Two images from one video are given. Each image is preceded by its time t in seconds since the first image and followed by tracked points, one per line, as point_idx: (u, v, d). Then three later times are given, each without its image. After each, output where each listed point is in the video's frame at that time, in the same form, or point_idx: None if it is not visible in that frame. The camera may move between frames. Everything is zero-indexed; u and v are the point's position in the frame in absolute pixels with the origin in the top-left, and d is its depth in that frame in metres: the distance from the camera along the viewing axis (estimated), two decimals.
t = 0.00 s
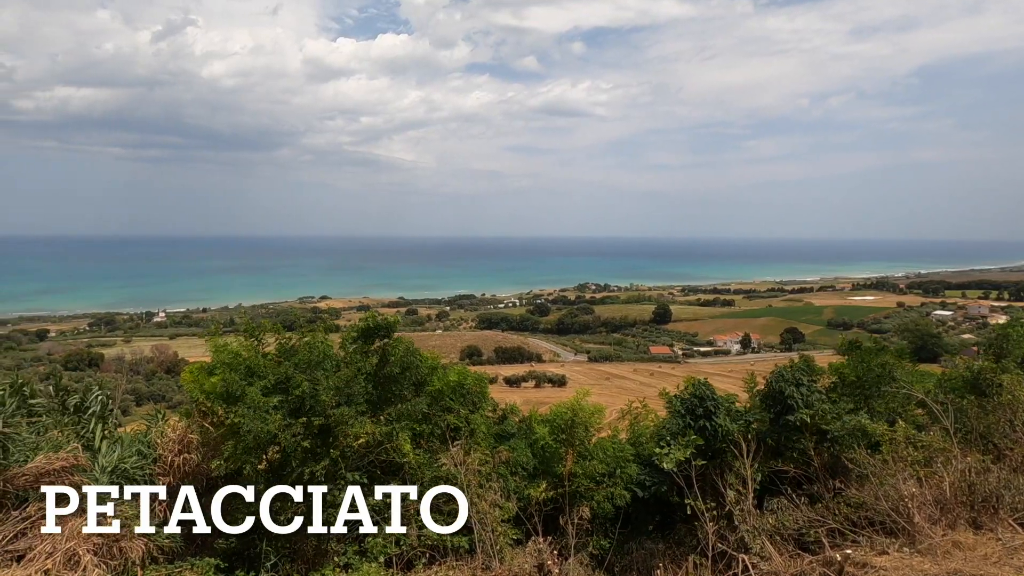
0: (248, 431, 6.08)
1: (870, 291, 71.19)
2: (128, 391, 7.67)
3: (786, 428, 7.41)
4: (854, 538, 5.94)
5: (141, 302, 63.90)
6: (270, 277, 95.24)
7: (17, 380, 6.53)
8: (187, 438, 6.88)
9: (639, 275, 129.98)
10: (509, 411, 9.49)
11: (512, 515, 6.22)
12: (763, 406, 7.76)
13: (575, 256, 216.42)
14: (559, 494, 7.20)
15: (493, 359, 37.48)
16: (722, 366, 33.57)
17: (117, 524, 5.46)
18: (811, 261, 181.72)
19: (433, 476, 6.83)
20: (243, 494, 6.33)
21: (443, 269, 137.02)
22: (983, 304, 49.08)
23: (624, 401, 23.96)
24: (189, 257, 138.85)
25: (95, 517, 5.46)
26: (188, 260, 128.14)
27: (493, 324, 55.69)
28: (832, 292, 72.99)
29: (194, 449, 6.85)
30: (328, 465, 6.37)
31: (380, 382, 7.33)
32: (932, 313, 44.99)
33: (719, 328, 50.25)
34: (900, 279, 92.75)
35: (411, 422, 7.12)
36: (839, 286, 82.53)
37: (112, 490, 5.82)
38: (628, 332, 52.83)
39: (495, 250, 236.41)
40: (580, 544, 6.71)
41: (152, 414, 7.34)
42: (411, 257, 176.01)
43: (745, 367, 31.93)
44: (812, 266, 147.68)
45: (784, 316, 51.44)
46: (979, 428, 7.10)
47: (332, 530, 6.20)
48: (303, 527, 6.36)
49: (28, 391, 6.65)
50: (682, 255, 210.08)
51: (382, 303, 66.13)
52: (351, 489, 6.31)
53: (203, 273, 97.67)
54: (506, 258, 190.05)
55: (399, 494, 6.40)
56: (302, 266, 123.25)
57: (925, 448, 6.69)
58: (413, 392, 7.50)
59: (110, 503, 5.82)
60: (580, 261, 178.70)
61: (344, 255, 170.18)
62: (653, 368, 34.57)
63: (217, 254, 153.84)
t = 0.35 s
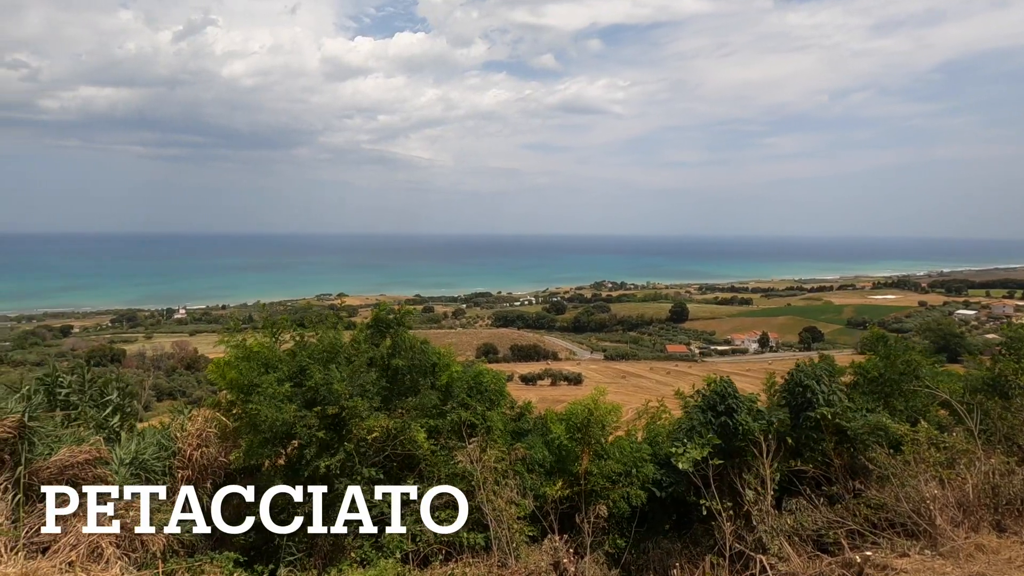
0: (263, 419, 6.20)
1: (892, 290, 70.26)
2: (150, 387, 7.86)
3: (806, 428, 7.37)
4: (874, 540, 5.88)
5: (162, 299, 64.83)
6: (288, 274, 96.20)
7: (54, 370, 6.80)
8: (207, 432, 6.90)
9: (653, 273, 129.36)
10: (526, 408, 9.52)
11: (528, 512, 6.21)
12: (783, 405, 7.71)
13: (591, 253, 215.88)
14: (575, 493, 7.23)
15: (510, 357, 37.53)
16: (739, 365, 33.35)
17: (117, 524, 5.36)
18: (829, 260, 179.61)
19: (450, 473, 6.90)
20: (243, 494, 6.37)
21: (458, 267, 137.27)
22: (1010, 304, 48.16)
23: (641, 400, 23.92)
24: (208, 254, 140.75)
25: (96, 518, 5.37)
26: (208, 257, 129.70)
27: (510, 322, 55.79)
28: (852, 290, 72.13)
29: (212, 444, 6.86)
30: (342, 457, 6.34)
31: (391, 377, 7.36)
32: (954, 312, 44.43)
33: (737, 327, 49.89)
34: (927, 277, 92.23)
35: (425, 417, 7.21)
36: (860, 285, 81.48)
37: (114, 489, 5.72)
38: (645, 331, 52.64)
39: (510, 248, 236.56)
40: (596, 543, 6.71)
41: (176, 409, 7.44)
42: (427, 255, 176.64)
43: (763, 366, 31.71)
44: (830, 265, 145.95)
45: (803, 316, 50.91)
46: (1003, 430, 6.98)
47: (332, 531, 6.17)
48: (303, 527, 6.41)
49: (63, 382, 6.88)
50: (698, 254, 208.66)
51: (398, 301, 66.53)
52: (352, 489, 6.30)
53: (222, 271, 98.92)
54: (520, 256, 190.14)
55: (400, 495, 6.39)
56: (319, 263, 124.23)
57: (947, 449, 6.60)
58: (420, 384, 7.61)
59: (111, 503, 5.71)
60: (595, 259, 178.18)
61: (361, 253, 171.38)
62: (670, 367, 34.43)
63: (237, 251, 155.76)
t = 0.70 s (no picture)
0: (280, 411, 6.32)
1: (917, 288, 69.03)
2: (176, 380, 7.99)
3: (830, 427, 7.29)
4: (898, 542, 5.79)
5: (187, 295, 65.95)
6: (308, 270, 97.33)
7: (89, 361, 7.03)
8: (230, 426, 6.96)
9: (670, 271, 128.63)
10: (548, 406, 9.53)
11: (546, 509, 6.19)
12: (807, 403, 7.62)
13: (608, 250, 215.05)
14: (595, 491, 7.25)
15: (529, 354, 37.57)
16: (760, 363, 33.04)
17: (116, 523, 5.29)
18: (851, 256, 176.96)
19: (471, 469, 6.93)
20: (242, 495, 6.53)
21: (475, 264, 137.65)
22: None
23: (660, 398, 23.84)
24: (229, 250, 143.25)
25: (96, 518, 5.32)
26: (231, 254, 131.68)
27: (528, 318, 55.83)
28: (876, 289, 70.97)
29: (236, 437, 6.92)
30: (360, 450, 6.34)
31: (410, 371, 7.41)
32: (982, 310, 43.64)
33: (757, 325, 49.39)
34: (954, 275, 90.34)
35: (445, 412, 7.25)
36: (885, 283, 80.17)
37: (115, 489, 5.61)
38: (665, 328, 52.36)
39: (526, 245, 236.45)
40: (615, 540, 6.72)
41: (200, 403, 7.54)
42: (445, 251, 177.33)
43: (784, 364, 31.37)
44: (851, 262, 143.71)
45: (826, 314, 50.19)
46: None
47: (332, 531, 6.14)
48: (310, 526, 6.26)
49: (95, 373, 7.04)
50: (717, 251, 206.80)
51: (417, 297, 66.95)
52: (351, 489, 6.17)
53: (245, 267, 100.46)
54: (537, 252, 190.08)
55: (399, 495, 6.31)
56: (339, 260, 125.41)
57: (975, 450, 6.47)
58: (436, 378, 7.62)
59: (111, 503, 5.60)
60: (612, 256, 177.43)
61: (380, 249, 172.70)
62: (689, 365, 34.20)
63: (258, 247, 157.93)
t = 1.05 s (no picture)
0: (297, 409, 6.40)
1: (938, 284, 67.91)
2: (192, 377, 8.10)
3: (851, 426, 7.21)
4: (919, 542, 5.71)
5: (206, 288, 66.82)
6: (324, 265, 98.27)
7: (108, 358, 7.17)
8: (250, 422, 7.13)
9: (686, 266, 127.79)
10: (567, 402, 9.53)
11: (562, 506, 6.17)
12: (827, 401, 7.55)
13: (622, 245, 214.18)
14: (611, 487, 7.29)
15: (545, 350, 37.60)
16: (778, 360, 32.78)
17: (117, 524, 5.12)
18: (870, 252, 174.73)
19: (487, 464, 6.90)
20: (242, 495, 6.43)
21: (489, 259, 137.83)
22: None
23: (676, 395, 23.79)
24: (245, 246, 144.66)
25: (96, 518, 5.21)
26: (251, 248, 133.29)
27: (544, 314, 55.83)
28: (897, 285, 69.92)
29: (257, 431, 7.08)
30: (376, 445, 6.38)
31: (428, 365, 7.41)
32: (1006, 307, 42.91)
33: (775, 321, 48.94)
34: (976, 271, 88.79)
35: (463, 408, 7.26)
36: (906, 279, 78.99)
37: (115, 489, 5.47)
38: (681, 324, 52.10)
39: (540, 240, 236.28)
40: (632, 537, 6.74)
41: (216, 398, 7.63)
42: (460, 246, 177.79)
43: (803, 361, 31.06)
44: (871, 258, 141.77)
45: (845, 310, 49.57)
46: None
47: (331, 532, 6.08)
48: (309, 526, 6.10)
49: (114, 369, 7.20)
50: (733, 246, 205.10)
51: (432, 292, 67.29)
52: (351, 489, 5.99)
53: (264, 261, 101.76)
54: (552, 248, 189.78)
55: (399, 494, 6.25)
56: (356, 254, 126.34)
57: (1000, 450, 6.34)
58: (454, 373, 7.62)
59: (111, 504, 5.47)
60: (627, 252, 176.69)
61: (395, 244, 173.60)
62: (706, 361, 34.02)
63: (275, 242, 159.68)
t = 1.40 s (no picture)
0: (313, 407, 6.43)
1: (959, 282, 66.75)
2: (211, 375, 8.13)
3: (869, 426, 7.14)
4: (939, 542, 5.64)
5: (223, 284, 67.58)
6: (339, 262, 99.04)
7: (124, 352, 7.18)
8: (267, 418, 7.16)
9: (700, 264, 126.93)
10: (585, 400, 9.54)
11: (577, 503, 6.16)
12: (844, 401, 7.48)
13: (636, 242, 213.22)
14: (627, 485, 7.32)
15: (559, 346, 37.63)
16: (794, 359, 32.48)
17: (117, 524, 4.90)
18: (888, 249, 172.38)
19: (503, 461, 6.92)
20: (242, 495, 6.30)
21: (503, 256, 138.00)
22: None
23: (692, 393, 23.68)
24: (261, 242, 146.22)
25: (96, 518, 5.08)
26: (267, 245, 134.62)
27: (558, 311, 55.82)
28: (918, 282, 68.84)
29: (273, 428, 7.10)
30: (390, 444, 6.43)
31: (445, 363, 7.43)
32: None
33: (791, 320, 48.47)
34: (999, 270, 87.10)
35: (480, 407, 7.28)
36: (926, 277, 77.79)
37: (114, 489, 5.35)
38: (696, 322, 51.80)
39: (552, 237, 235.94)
40: (647, 534, 6.73)
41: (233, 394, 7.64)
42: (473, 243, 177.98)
43: (821, 360, 30.71)
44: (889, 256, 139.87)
45: (864, 308, 48.92)
46: None
47: (332, 533, 6.07)
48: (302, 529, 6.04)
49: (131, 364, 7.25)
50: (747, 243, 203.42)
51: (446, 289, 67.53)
52: (351, 489, 6.00)
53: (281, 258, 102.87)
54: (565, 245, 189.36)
55: (399, 494, 6.21)
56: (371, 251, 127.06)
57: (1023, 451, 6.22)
58: (472, 372, 7.64)
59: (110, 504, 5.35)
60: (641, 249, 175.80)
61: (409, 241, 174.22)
62: (722, 359, 33.80)
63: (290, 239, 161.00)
